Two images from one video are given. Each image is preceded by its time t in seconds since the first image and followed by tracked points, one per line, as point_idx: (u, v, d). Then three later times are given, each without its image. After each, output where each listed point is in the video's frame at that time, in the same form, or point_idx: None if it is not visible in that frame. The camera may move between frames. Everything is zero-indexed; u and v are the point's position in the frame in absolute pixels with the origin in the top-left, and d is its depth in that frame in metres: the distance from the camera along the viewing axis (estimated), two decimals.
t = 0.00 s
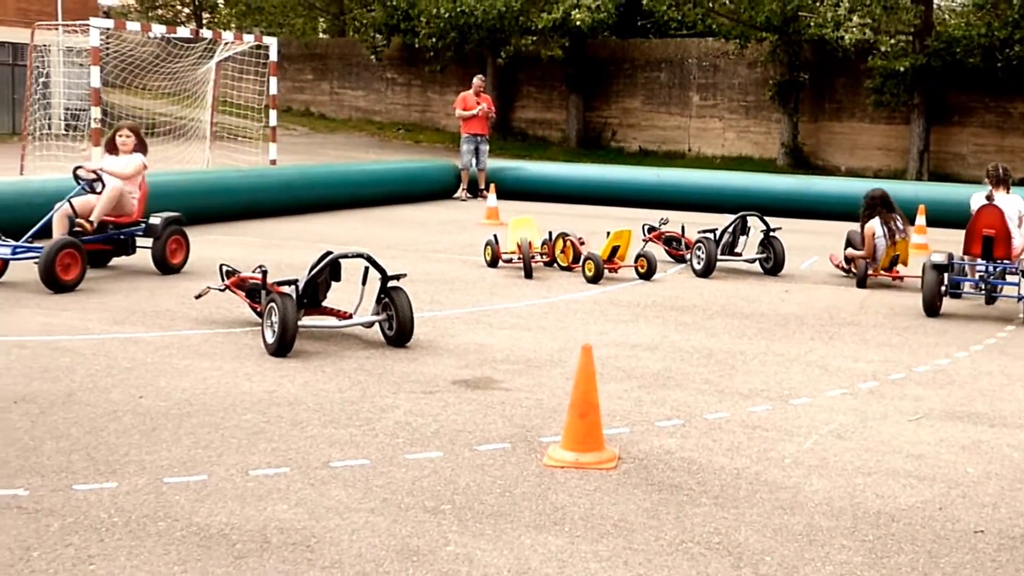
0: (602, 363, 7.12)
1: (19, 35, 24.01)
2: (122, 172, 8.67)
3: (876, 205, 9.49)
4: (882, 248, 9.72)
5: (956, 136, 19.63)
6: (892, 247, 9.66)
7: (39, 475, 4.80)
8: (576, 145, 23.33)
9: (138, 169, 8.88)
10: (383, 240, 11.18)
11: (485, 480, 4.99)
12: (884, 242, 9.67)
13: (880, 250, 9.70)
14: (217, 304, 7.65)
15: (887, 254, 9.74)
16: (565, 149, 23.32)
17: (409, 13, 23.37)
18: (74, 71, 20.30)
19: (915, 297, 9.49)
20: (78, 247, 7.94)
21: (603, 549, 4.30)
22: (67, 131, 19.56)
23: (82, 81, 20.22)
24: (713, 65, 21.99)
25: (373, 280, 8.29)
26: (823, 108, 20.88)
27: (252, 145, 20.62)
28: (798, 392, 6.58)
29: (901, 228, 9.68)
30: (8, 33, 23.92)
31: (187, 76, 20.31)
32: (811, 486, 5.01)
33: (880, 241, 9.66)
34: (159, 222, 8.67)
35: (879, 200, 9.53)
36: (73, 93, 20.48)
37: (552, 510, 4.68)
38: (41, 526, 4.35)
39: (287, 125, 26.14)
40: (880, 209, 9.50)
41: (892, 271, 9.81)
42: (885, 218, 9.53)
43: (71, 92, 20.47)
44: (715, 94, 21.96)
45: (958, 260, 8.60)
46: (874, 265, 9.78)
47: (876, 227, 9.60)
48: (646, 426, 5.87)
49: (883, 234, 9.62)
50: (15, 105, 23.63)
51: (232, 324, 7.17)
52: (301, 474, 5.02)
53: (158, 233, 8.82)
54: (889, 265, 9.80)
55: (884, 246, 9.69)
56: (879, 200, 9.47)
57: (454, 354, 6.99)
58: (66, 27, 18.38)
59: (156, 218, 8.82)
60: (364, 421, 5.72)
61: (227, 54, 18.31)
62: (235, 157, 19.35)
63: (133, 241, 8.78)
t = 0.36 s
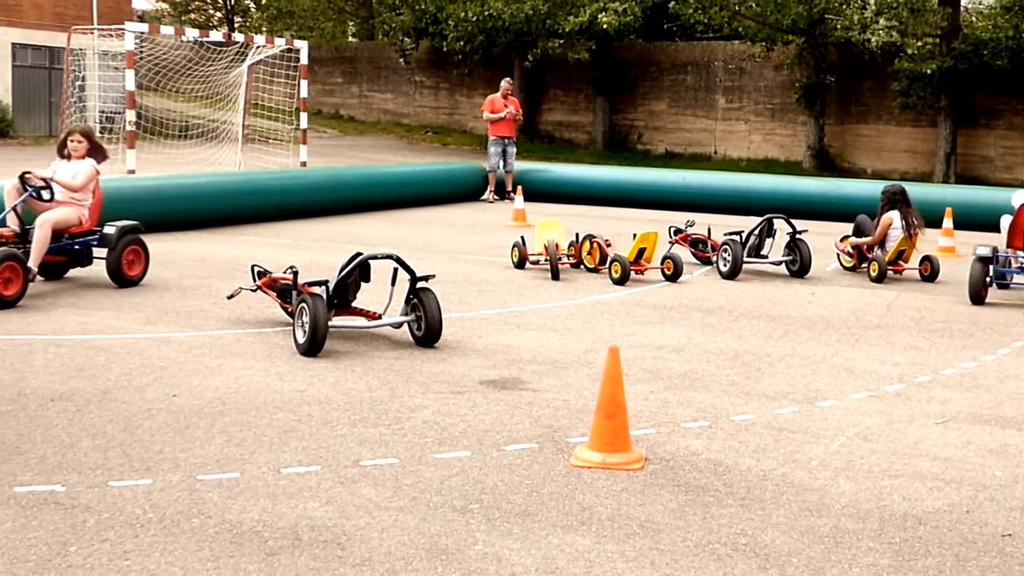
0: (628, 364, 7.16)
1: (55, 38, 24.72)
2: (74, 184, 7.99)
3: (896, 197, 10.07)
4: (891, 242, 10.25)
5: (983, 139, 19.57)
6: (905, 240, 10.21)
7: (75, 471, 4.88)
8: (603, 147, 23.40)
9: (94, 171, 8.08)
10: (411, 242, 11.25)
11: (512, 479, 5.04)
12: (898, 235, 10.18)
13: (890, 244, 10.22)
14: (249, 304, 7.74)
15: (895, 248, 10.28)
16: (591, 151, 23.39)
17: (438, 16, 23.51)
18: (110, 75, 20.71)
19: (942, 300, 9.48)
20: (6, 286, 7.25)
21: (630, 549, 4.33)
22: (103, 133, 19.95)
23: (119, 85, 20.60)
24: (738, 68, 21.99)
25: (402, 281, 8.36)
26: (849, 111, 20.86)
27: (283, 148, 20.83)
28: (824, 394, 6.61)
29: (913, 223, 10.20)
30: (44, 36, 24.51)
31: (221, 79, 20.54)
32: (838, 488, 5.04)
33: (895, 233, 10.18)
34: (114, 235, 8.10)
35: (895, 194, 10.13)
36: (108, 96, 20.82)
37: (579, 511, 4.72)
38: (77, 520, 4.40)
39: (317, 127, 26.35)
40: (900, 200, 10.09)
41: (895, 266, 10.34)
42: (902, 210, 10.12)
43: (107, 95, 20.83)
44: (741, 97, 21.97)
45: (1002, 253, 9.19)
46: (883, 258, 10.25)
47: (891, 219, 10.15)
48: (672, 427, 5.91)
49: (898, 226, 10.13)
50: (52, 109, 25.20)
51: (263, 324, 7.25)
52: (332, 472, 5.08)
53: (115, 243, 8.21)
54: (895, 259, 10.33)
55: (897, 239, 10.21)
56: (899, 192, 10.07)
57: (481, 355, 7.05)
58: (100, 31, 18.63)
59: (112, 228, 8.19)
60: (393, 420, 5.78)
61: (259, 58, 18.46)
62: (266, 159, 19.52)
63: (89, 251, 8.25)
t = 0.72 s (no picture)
0: (654, 365, 7.22)
1: (92, 43, 25.86)
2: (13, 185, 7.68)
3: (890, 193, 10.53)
4: (881, 238, 10.68)
5: (1011, 142, 19.53)
6: (895, 235, 10.67)
7: (112, 466, 4.98)
8: (629, 149, 23.49)
9: (34, 175, 7.75)
10: (438, 243, 11.35)
11: (539, 479, 5.11)
12: (889, 231, 10.62)
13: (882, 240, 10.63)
14: (280, 304, 7.85)
15: (883, 244, 10.72)
16: (617, 153, 23.48)
17: (465, 20, 23.63)
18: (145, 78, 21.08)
19: (968, 303, 9.50)
20: None
21: (657, 550, 4.38)
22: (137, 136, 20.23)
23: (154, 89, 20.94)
24: (764, 70, 22.00)
25: (430, 282, 8.45)
26: (876, 113, 20.84)
27: (312, 151, 21.02)
28: (851, 396, 6.65)
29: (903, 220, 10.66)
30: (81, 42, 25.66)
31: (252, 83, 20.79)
32: (864, 491, 5.08)
33: (886, 229, 10.62)
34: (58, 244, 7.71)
35: (888, 191, 10.60)
36: (142, 100, 21.12)
37: (605, 511, 4.78)
38: (114, 515, 4.50)
39: (345, 130, 26.56)
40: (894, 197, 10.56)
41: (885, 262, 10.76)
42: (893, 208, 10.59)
43: (141, 99, 21.14)
44: (767, 99, 21.97)
45: None
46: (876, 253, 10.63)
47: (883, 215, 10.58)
48: (698, 429, 5.97)
49: (891, 221, 10.57)
50: (88, 112, 25.83)
51: (294, 323, 7.35)
52: (362, 470, 5.16)
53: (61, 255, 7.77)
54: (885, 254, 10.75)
55: (887, 235, 10.65)
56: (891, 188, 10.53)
57: (508, 356, 7.13)
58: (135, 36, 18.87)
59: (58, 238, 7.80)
60: (422, 419, 5.87)
61: (289, 62, 18.63)
62: (296, 161, 19.71)
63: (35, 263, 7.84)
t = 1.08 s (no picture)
0: (680, 367, 7.29)
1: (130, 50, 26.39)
2: None
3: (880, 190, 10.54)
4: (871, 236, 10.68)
5: None
6: (885, 233, 10.69)
7: (148, 462, 5.10)
8: (654, 151, 23.60)
9: None
10: (465, 244, 11.45)
11: (566, 479, 5.18)
12: (880, 228, 10.62)
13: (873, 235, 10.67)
14: (311, 304, 7.96)
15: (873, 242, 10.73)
16: (642, 156, 23.60)
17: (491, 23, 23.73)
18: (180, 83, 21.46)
19: (994, 306, 9.51)
20: None
21: (681, 549, 4.42)
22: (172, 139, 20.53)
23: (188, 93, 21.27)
24: (790, 72, 22.03)
25: (458, 284, 8.55)
26: (902, 115, 20.82)
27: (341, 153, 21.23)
28: (877, 400, 6.69)
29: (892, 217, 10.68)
30: (120, 47, 26.20)
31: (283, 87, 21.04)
32: (891, 494, 5.12)
33: (877, 227, 10.61)
34: None
35: (877, 189, 10.58)
36: (176, 104, 21.45)
37: (631, 511, 4.83)
38: (149, 509, 4.60)
39: (373, 133, 26.80)
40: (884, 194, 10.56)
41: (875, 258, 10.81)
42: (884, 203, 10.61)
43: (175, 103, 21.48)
44: (793, 101, 22.01)
45: None
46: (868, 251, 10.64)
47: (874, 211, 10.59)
48: (724, 430, 6.04)
49: (881, 219, 10.58)
50: (126, 116, 26.65)
51: (324, 323, 7.46)
52: (391, 468, 5.24)
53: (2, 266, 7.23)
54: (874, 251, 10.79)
55: (877, 233, 10.65)
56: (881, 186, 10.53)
57: (535, 357, 7.21)
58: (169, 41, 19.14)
59: None
60: (450, 418, 5.96)
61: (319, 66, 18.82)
62: (325, 164, 19.89)
63: None
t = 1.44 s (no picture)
0: (701, 369, 7.36)
1: (160, 54, 26.66)
2: None
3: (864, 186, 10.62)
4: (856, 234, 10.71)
5: None
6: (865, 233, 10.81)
7: (180, 458, 5.21)
8: (675, 153, 23.68)
9: None
10: (488, 246, 11.55)
11: (588, 479, 5.26)
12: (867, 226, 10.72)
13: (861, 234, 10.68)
14: (336, 305, 8.07)
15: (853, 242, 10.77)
16: (664, 158, 23.67)
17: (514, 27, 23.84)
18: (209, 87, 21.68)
19: (1015, 310, 9.55)
20: None
21: (703, 550, 4.49)
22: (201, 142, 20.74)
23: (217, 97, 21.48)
24: (812, 74, 22.07)
25: (481, 285, 8.65)
26: (925, 118, 20.81)
27: (365, 155, 21.38)
28: (899, 403, 6.74)
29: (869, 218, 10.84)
30: (150, 52, 26.49)
31: (310, 90, 21.23)
32: (914, 498, 5.17)
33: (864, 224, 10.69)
34: None
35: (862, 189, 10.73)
36: (205, 107, 21.68)
37: (653, 512, 4.90)
38: (182, 504, 4.71)
39: (397, 135, 26.97)
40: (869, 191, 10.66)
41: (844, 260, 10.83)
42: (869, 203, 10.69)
43: (205, 106, 21.71)
44: (815, 103, 22.00)
45: None
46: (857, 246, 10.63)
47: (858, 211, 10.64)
48: (745, 432, 6.10)
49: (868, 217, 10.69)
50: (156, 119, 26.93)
51: (349, 324, 7.57)
52: (416, 466, 5.33)
53: None
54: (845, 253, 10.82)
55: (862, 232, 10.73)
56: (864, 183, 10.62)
57: (557, 357, 7.29)
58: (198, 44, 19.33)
59: None
60: (474, 418, 6.05)
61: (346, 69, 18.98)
62: (350, 166, 20.04)
63: None
